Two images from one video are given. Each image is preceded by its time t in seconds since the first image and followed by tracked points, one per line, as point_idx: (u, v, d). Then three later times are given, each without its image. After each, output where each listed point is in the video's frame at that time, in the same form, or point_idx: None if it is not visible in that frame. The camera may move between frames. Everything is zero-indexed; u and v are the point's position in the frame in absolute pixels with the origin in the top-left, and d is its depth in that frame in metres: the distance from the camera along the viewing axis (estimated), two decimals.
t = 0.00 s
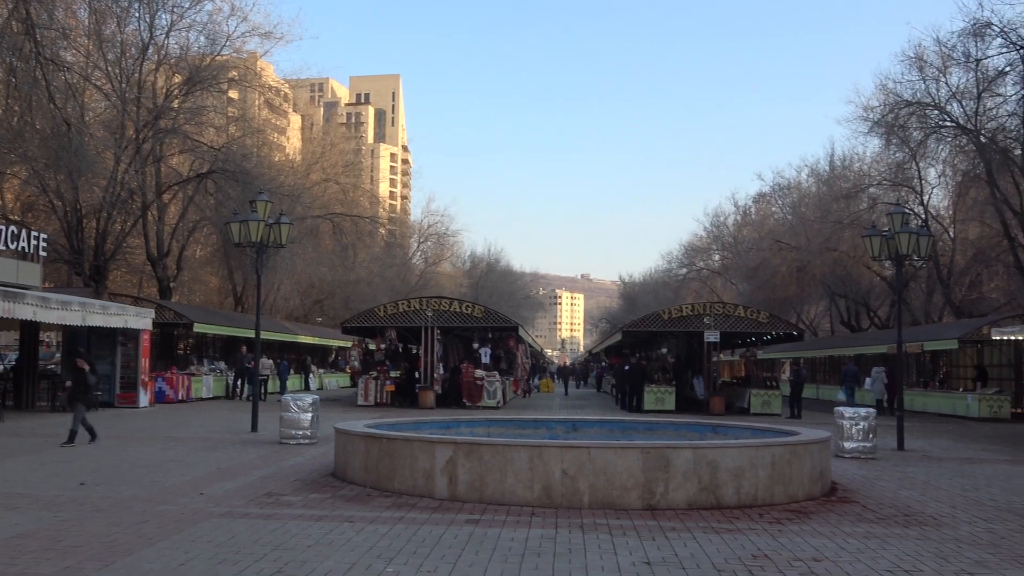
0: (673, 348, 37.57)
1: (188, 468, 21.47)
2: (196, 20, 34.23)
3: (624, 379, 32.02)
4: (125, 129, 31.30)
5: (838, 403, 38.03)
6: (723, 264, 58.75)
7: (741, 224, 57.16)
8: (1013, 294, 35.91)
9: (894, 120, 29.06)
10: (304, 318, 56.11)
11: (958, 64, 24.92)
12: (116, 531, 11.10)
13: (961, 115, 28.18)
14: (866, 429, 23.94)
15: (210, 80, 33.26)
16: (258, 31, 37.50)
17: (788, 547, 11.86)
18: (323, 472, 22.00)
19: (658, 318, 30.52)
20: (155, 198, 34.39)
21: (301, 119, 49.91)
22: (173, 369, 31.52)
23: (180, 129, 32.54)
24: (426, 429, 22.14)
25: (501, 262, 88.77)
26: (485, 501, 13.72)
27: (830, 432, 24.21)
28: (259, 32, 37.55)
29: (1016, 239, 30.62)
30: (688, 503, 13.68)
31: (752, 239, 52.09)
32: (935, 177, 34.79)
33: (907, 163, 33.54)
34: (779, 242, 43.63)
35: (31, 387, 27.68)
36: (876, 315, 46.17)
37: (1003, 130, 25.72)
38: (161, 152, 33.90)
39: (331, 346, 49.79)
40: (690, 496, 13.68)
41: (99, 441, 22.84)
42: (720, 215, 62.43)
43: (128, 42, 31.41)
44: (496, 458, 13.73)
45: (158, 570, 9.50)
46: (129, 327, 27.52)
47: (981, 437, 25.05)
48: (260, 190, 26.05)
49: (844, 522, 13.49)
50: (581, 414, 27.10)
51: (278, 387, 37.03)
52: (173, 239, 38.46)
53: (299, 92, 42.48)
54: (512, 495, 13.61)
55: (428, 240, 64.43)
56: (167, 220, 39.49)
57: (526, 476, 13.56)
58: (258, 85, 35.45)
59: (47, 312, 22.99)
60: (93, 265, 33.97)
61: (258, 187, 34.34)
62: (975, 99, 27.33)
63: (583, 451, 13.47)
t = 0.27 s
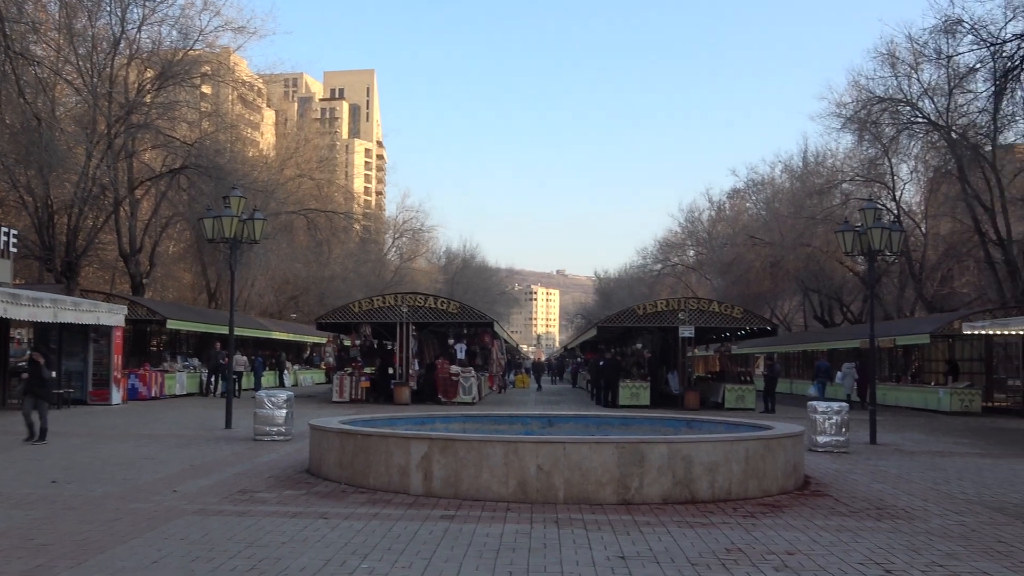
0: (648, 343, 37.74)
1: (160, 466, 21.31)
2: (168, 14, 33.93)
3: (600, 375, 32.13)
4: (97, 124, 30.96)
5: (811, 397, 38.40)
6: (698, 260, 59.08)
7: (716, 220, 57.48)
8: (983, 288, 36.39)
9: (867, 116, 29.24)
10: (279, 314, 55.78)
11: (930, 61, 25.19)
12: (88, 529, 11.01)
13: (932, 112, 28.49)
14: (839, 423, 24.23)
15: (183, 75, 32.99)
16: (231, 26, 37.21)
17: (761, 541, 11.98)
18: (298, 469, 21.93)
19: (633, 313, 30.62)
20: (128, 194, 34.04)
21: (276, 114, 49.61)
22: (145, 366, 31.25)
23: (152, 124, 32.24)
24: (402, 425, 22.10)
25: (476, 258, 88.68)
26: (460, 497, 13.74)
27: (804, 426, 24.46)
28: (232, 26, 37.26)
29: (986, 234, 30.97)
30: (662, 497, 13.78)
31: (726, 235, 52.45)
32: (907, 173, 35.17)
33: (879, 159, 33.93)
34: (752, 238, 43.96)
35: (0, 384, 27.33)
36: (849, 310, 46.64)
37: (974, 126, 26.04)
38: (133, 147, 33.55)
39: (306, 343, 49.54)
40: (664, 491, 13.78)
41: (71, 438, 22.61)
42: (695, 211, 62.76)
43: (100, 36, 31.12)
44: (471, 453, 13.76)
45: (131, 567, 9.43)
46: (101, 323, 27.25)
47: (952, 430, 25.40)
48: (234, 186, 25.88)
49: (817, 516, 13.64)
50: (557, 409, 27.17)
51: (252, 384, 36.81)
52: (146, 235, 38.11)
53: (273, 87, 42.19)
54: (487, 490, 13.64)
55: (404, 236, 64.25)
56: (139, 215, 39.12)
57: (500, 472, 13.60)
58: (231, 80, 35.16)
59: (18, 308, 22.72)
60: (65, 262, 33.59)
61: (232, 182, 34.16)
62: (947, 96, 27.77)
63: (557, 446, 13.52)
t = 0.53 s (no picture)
0: (628, 338, 37.86)
1: (138, 462, 21.18)
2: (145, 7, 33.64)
3: (579, 370, 32.19)
4: (72, 118, 30.63)
5: (789, 392, 38.66)
6: (677, 255, 59.29)
7: (695, 215, 57.67)
8: (959, 284, 36.72)
9: (844, 112, 29.08)
10: (257, 309, 55.44)
11: (906, 58, 25.38)
12: (63, 526, 10.93)
13: (909, 108, 28.70)
14: (816, 417, 24.50)
15: (160, 69, 32.63)
16: (209, 20, 36.91)
17: (738, 535, 12.08)
18: (277, 466, 21.86)
19: (612, 309, 30.69)
20: (104, 189, 33.70)
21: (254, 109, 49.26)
22: (123, 362, 31.00)
23: (129, 118, 31.93)
24: (381, 421, 22.06)
25: (456, 254, 88.54)
26: (439, 492, 13.76)
27: (782, 421, 24.66)
28: (210, 20, 36.96)
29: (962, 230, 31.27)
30: (641, 492, 13.86)
31: (705, 231, 52.64)
32: (885, 169, 35.46)
33: (857, 155, 34.18)
34: (731, 233, 44.14)
35: None
36: (827, 305, 46.98)
37: (952, 122, 26.25)
38: (110, 141, 33.23)
39: (285, 338, 49.31)
40: (643, 485, 13.86)
41: (47, 435, 22.42)
42: (674, 206, 62.96)
43: (75, 29, 30.78)
44: (450, 449, 13.78)
45: (107, 564, 9.38)
46: (78, 319, 27.01)
47: (928, 424, 25.67)
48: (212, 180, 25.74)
49: (794, 510, 13.77)
50: (537, 405, 27.22)
51: (231, 380, 36.59)
52: (123, 230, 37.77)
53: (251, 81, 41.90)
54: (466, 486, 13.67)
55: (383, 232, 64.01)
56: (116, 210, 38.77)
57: (479, 467, 13.62)
58: (210, 74, 34.85)
59: None
60: (40, 257, 33.22)
61: (210, 177, 33.81)
62: (924, 92, 28.13)
63: (536, 442, 13.57)
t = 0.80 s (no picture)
0: (626, 334, 37.84)
1: (135, 457, 21.19)
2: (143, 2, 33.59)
3: (577, 366, 32.19)
4: (70, 113, 30.55)
5: (787, 388, 38.71)
6: (675, 251, 59.29)
7: (694, 211, 57.64)
8: (957, 281, 36.68)
9: (843, 109, 29.25)
10: (256, 305, 55.42)
11: (905, 54, 25.38)
12: (59, 521, 10.92)
13: (908, 104, 28.74)
14: (814, 414, 24.54)
15: (157, 64, 32.47)
16: (207, 14, 36.82)
17: (734, 532, 12.09)
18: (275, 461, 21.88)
19: (610, 305, 30.67)
20: (103, 184, 33.63)
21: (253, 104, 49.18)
22: (121, 357, 30.97)
23: (127, 113, 31.88)
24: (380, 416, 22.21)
25: (455, 249, 88.47)
26: (436, 487, 13.80)
27: (780, 417, 24.68)
28: (207, 14, 36.88)
29: (961, 226, 31.26)
30: (638, 488, 13.88)
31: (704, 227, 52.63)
32: (883, 165, 35.45)
33: (855, 151, 34.21)
34: (730, 229, 44.12)
35: None
36: (825, 302, 46.97)
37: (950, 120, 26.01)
38: (108, 136, 33.15)
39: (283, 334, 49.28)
40: (640, 481, 13.89)
41: (44, 430, 22.43)
42: (672, 202, 62.95)
43: (72, 24, 30.72)
44: (447, 444, 13.80)
45: (103, 559, 9.39)
46: (75, 314, 26.97)
47: (926, 421, 25.70)
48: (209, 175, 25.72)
49: (791, 506, 13.80)
50: (535, 400, 27.24)
51: (229, 375, 36.58)
52: (121, 225, 37.74)
53: (249, 76, 41.83)
54: (463, 481, 13.69)
55: (382, 227, 63.96)
56: (114, 205, 38.71)
57: (476, 463, 13.64)
58: (207, 69, 34.78)
59: None
60: (38, 252, 33.16)
61: (207, 172, 33.61)
62: (922, 88, 28.10)
63: (534, 437, 13.58)
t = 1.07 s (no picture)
0: (625, 329, 37.85)
1: (134, 452, 21.21)
2: None
3: (576, 361, 32.17)
4: (69, 107, 30.49)
5: (785, 383, 38.75)
6: (674, 246, 59.28)
7: (693, 207, 57.60)
8: (956, 277, 36.65)
9: (842, 104, 29.44)
10: (254, 299, 55.36)
11: (904, 49, 25.40)
12: (57, 515, 10.93)
13: (907, 100, 28.81)
14: (812, 409, 24.53)
15: (156, 57, 32.42)
16: (206, 8, 36.71)
17: (731, 527, 12.13)
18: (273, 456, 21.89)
19: (609, 300, 30.67)
20: (102, 178, 33.55)
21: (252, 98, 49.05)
22: (119, 351, 30.97)
23: (126, 107, 31.83)
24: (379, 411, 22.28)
25: (454, 244, 88.39)
26: (434, 482, 13.85)
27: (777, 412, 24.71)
28: (206, 8, 36.77)
29: (960, 221, 31.27)
30: (635, 483, 13.94)
31: (703, 222, 52.63)
32: (882, 161, 35.48)
33: (854, 146, 34.24)
34: (729, 224, 44.15)
35: None
36: (824, 297, 46.98)
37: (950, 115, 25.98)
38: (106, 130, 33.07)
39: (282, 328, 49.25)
40: (637, 476, 13.94)
41: (43, 423, 22.43)
42: (672, 198, 62.92)
43: (71, 17, 30.67)
44: (444, 439, 13.86)
45: (100, 553, 9.40)
46: (74, 308, 26.96)
47: (924, 417, 25.73)
48: (207, 169, 25.69)
49: (788, 501, 13.84)
50: (534, 395, 27.26)
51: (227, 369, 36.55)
52: (119, 219, 37.68)
53: (248, 71, 41.74)
54: (460, 476, 13.74)
55: (381, 222, 63.91)
56: (113, 199, 38.66)
57: (474, 458, 13.69)
58: (206, 63, 34.73)
59: None
60: (36, 246, 33.11)
61: (205, 166, 33.35)
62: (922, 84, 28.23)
63: (531, 432, 13.63)
